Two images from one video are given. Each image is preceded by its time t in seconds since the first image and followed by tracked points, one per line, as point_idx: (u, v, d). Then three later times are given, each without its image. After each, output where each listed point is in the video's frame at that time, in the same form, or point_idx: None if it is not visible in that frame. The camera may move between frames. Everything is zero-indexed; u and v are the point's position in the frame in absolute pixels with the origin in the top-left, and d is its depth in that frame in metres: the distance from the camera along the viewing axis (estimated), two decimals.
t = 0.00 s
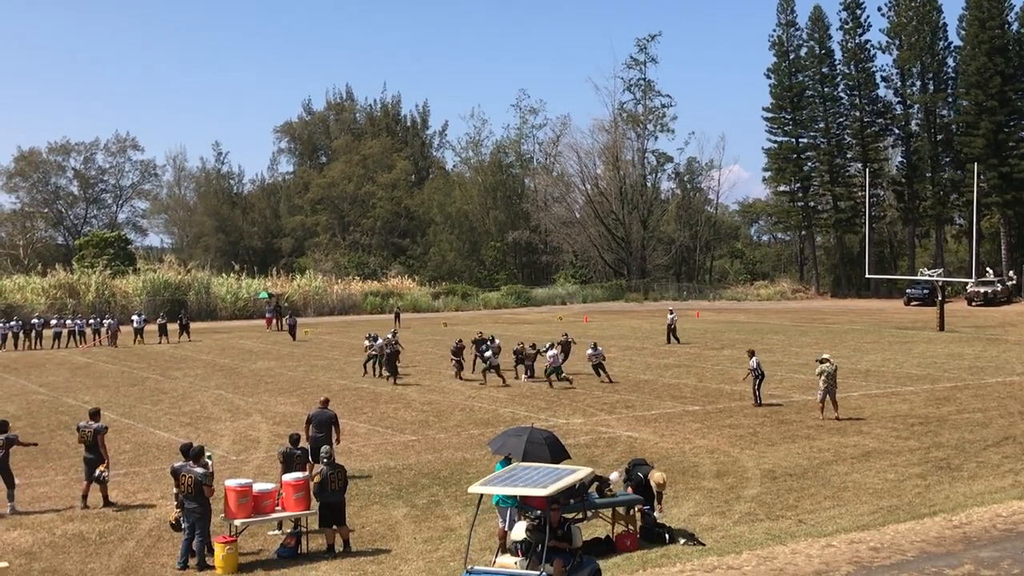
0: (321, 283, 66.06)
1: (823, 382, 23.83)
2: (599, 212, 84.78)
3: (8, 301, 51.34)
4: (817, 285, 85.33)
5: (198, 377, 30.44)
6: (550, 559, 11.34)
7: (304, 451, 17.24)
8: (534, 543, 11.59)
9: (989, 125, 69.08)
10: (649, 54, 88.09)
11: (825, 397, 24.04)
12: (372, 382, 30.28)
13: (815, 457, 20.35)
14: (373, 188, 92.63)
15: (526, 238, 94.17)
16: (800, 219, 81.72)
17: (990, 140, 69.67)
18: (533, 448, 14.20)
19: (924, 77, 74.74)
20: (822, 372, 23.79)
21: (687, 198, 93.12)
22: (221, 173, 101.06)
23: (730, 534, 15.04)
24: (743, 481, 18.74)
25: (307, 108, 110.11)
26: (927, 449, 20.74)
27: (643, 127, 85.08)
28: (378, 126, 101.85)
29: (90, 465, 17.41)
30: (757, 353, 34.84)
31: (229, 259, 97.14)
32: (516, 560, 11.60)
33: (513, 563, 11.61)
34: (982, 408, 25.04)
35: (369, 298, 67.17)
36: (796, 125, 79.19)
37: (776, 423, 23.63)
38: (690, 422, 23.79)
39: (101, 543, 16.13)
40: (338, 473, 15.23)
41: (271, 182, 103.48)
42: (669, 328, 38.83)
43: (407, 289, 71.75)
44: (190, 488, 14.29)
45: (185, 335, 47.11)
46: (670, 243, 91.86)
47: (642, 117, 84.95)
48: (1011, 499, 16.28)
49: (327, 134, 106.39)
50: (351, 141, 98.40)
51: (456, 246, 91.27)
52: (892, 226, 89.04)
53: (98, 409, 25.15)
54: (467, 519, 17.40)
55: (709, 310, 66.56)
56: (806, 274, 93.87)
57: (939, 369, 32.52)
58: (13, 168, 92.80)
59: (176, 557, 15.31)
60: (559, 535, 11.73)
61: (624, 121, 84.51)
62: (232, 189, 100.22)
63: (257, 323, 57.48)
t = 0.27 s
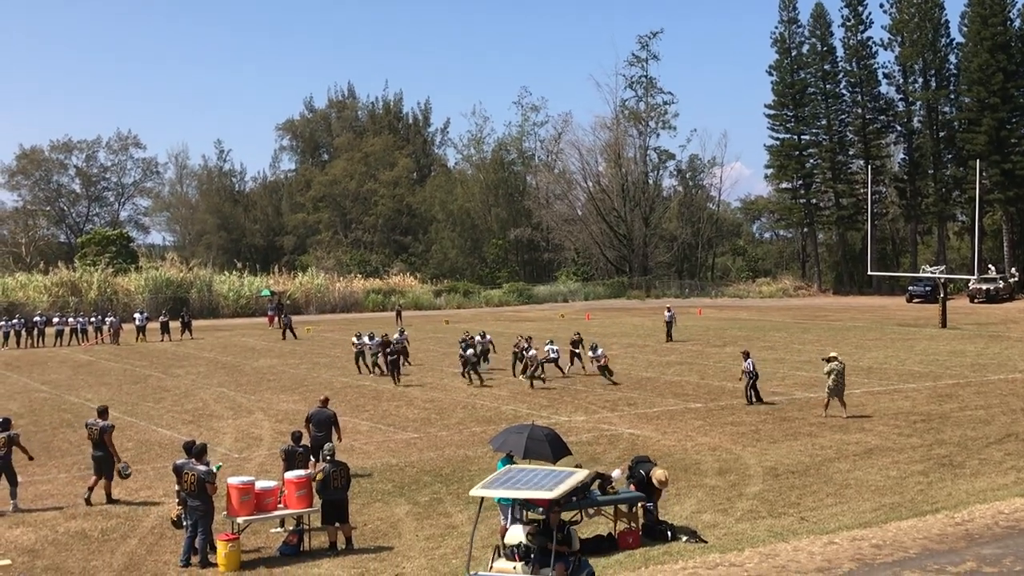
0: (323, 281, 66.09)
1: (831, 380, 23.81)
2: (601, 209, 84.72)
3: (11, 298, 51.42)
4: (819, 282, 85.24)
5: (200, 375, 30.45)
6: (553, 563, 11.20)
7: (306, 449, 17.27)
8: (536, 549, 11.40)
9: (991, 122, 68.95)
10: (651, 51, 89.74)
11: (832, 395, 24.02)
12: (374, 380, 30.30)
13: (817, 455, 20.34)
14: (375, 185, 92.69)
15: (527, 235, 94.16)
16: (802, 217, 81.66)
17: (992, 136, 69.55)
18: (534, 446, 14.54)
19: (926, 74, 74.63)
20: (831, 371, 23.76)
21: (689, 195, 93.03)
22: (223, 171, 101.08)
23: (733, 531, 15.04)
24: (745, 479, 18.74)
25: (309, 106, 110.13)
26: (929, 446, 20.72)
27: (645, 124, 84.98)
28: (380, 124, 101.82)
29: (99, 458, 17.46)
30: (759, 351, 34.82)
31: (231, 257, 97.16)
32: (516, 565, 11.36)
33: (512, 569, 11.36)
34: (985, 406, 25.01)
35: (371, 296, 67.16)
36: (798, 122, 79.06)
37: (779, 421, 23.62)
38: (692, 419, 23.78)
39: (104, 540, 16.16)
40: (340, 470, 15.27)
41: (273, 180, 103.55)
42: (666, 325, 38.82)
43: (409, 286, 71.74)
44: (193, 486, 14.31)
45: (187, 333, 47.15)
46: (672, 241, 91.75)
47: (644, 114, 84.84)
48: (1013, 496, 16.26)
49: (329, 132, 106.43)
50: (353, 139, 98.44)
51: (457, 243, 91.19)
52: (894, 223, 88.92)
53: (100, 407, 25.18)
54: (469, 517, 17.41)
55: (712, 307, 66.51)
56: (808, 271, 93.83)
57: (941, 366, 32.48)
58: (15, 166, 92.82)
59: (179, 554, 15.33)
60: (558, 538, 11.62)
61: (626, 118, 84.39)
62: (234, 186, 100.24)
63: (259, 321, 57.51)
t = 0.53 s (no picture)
0: (329, 279, 66.15)
1: (844, 379, 23.74)
2: (607, 206, 84.62)
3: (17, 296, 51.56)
4: (825, 279, 85.03)
5: (206, 373, 30.50)
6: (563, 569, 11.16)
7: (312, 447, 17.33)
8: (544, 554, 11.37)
9: (997, 119, 68.78)
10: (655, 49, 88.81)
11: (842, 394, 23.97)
12: (379, 378, 30.34)
13: (823, 452, 20.33)
14: (380, 183, 92.75)
15: (533, 233, 94.07)
16: (807, 213, 81.47)
17: (998, 133, 69.37)
18: (541, 444, 14.70)
19: (932, 71, 74.47)
20: (843, 369, 23.69)
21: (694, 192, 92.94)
22: (228, 169, 101.19)
23: (738, 529, 15.04)
24: (751, 476, 18.73)
25: (314, 104, 110.21)
26: (934, 443, 20.69)
27: (650, 122, 84.85)
28: (385, 122, 101.80)
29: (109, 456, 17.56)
30: (765, 348, 34.76)
31: (236, 255, 97.32)
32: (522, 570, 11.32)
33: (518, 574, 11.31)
34: (991, 403, 24.95)
35: (376, 294, 67.14)
36: (804, 119, 78.89)
37: (784, 418, 23.59)
38: (698, 417, 23.77)
39: (110, 538, 16.21)
40: (348, 468, 15.32)
41: (278, 178, 103.64)
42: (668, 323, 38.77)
43: (414, 284, 71.76)
44: (200, 484, 14.38)
45: (193, 331, 47.23)
46: (678, 238, 91.61)
47: (650, 112, 84.70)
48: (1019, 494, 16.22)
49: (335, 130, 106.53)
50: (358, 137, 98.50)
51: (463, 241, 91.17)
52: (900, 220, 88.74)
53: (107, 405, 25.26)
54: (475, 514, 17.44)
55: (718, 304, 66.45)
56: (814, 268, 93.65)
57: (947, 364, 32.40)
58: (21, 164, 92.98)
59: (185, 552, 15.38)
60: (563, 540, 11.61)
61: (631, 116, 84.25)
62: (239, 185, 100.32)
63: (265, 319, 57.59)
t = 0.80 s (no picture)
0: (340, 277, 66.33)
1: (859, 377, 23.63)
2: (618, 204, 84.52)
3: (30, 294, 51.82)
4: (836, 277, 84.78)
5: (219, 370, 30.63)
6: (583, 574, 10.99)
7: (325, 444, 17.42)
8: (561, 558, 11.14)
9: (1011, 116, 68.34)
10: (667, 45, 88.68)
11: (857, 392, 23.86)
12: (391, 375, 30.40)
13: (835, 450, 20.25)
14: (391, 181, 92.78)
15: (544, 231, 94.03)
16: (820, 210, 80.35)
17: (1012, 130, 68.91)
18: (553, 440, 14.77)
19: (944, 67, 74.00)
20: (859, 368, 23.58)
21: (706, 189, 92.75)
22: (240, 168, 101.46)
23: (751, 526, 15.00)
24: (763, 474, 18.68)
25: (325, 102, 110.41)
26: (948, 441, 20.58)
27: (662, 119, 84.64)
28: (396, 120, 101.84)
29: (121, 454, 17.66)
30: (777, 346, 34.67)
31: (249, 253, 97.62)
32: None
33: None
34: (1005, 400, 24.81)
35: (387, 291, 67.18)
36: (815, 116, 78.53)
37: (796, 416, 23.52)
38: (710, 414, 23.72)
39: (123, 535, 16.30)
40: (362, 464, 15.37)
41: (290, 176, 103.92)
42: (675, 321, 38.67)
43: (425, 282, 71.86)
44: (214, 481, 14.50)
45: (205, 329, 47.42)
46: (689, 235, 91.45)
47: (661, 109, 84.49)
48: None
49: (346, 128, 106.73)
50: (369, 135, 98.64)
51: (474, 239, 91.22)
52: (912, 217, 88.35)
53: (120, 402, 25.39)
54: (486, 511, 17.46)
55: (729, 302, 66.32)
56: (826, 265, 93.34)
57: (960, 361, 32.24)
58: (34, 163, 93.48)
59: (198, 549, 15.46)
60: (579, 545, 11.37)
61: (643, 113, 84.06)
62: (251, 183, 100.55)
63: (276, 316, 57.77)
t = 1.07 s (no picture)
0: (359, 275, 66.51)
1: (882, 375, 23.47)
2: (636, 201, 84.24)
3: (53, 292, 52.32)
4: (856, 274, 84.33)
5: (239, 367, 30.82)
6: None
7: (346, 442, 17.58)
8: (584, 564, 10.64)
9: None
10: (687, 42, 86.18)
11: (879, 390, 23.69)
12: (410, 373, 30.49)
13: (855, 447, 20.13)
14: (409, 179, 92.95)
15: (562, 228, 93.69)
16: (839, 207, 80.85)
17: None
18: (571, 437, 15.00)
19: (965, 63, 73.32)
20: (882, 365, 23.43)
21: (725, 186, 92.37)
22: (259, 166, 101.97)
23: (770, 524, 14.94)
24: (782, 471, 18.60)
25: (344, 100, 110.75)
26: (969, 439, 20.42)
27: (680, 116, 84.22)
28: (414, 118, 101.93)
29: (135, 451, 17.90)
30: (796, 343, 34.50)
31: (268, 251, 97.95)
32: None
33: None
34: None
35: (406, 289, 67.35)
36: (835, 112, 77.92)
37: (816, 413, 23.41)
38: (729, 412, 23.64)
39: (144, 531, 16.45)
40: (386, 460, 15.48)
41: (308, 174, 104.34)
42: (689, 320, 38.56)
43: (444, 279, 71.95)
44: (235, 477, 14.64)
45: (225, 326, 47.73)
46: (708, 233, 91.12)
47: (679, 106, 84.08)
48: None
49: (364, 126, 107.06)
50: (387, 133, 98.89)
51: (491, 236, 91.73)
52: (933, 214, 87.66)
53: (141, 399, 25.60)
54: (505, 508, 17.49)
55: (749, 299, 66.10)
56: (846, 262, 92.83)
57: (982, 358, 31.99)
58: (55, 161, 94.32)
59: (218, 546, 15.59)
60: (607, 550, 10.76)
61: (661, 110, 83.64)
62: (270, 181, 101.00)
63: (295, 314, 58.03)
